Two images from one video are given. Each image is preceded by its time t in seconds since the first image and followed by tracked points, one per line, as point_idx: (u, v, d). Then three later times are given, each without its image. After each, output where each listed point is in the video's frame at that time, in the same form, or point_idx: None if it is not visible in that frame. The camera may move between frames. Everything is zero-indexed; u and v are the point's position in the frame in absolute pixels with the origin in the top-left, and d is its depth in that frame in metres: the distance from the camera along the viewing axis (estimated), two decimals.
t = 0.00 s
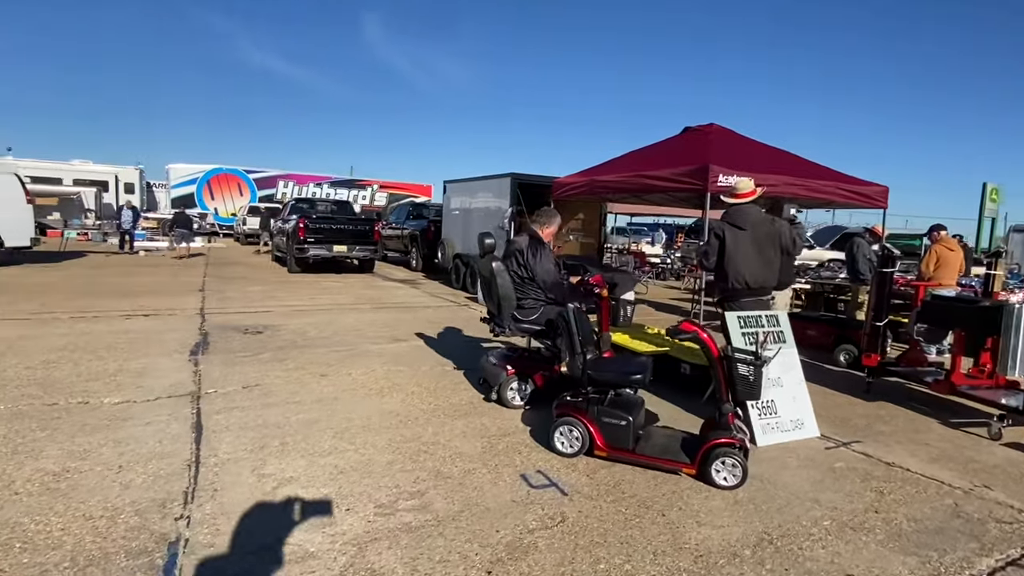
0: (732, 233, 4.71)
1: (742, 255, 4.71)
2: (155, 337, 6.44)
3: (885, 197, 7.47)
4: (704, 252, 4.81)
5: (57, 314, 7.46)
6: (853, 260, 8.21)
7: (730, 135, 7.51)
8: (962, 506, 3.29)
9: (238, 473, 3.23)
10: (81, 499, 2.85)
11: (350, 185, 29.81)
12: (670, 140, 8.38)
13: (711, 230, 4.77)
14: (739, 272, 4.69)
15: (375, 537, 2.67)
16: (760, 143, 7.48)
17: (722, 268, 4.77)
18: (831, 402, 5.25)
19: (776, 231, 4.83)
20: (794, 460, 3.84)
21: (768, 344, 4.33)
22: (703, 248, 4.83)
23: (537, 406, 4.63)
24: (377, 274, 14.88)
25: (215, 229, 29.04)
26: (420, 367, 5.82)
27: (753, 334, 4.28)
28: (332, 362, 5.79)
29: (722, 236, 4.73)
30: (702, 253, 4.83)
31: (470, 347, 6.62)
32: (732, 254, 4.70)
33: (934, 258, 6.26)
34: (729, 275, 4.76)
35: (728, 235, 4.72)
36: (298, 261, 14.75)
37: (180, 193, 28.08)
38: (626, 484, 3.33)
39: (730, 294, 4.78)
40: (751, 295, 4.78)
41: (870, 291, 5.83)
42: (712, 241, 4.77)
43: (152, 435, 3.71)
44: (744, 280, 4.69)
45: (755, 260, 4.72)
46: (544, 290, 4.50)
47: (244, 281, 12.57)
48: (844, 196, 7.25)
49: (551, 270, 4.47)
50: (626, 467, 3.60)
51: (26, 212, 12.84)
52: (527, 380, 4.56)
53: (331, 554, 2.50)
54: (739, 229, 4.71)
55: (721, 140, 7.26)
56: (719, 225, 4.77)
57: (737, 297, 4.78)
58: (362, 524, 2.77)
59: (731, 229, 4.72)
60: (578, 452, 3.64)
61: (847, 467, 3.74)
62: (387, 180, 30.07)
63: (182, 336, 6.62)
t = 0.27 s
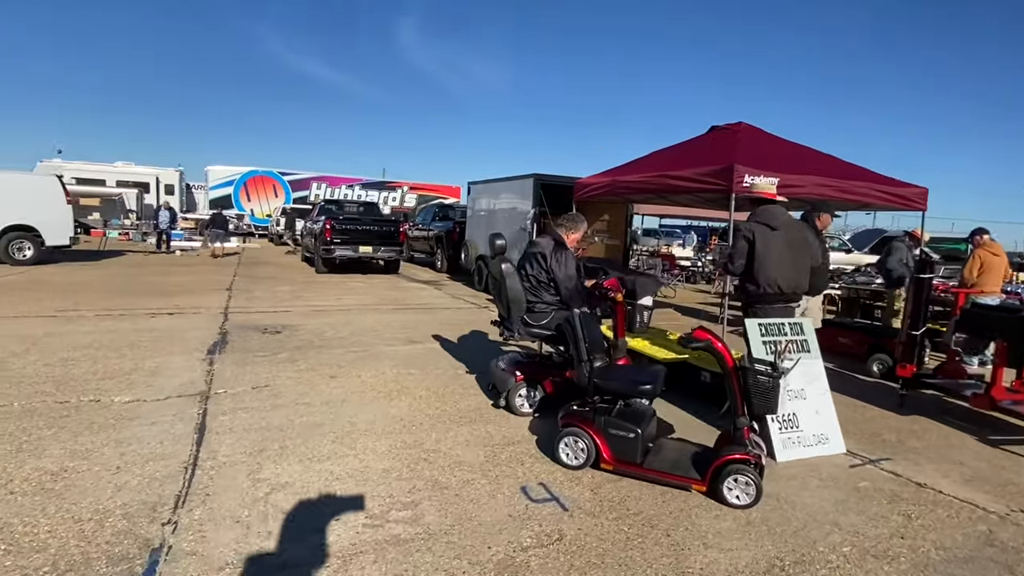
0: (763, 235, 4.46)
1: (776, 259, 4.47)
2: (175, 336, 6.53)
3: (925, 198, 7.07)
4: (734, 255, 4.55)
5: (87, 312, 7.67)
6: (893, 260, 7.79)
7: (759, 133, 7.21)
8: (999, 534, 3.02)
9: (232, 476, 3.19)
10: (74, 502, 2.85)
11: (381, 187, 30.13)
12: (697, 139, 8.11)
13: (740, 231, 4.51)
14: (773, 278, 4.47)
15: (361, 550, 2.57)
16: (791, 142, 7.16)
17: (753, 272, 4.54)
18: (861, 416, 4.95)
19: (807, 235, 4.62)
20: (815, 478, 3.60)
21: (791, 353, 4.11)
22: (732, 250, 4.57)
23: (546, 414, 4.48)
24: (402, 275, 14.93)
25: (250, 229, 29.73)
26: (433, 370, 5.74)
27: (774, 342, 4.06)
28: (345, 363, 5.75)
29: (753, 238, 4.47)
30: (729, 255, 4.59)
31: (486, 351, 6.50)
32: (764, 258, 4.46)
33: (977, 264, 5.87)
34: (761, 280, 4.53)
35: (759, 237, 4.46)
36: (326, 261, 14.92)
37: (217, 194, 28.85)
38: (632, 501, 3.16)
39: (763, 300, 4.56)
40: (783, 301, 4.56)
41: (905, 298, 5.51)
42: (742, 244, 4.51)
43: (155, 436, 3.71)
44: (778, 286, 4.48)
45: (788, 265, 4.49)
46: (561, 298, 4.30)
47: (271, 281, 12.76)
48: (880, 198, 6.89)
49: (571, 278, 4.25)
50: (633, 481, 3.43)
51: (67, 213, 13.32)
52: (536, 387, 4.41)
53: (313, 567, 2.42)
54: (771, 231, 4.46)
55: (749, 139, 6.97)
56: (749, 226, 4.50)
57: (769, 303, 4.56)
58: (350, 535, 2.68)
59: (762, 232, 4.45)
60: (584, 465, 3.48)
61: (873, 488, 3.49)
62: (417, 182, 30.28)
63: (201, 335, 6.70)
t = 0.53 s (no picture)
0: (798, 235, 4.40)
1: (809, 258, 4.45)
2: (190, 333, 6.60)
3: (958, 200, 6.73)
4: (772, 255, 4.32)
5: (108, 309, 7.83)
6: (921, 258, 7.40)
7: (781, 132, 6.96)
8: None
9: (219, 477, 3.16)
10: (58, 499, 2.84)
11: (408, 188, 30.34)
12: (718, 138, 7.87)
13: (774, 230, 4.37)
14: (807, 277, 4.46)
15: (335, 558, 2.49)
16: (815, 140, 6.89)
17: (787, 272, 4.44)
18: (884, 428, 4.69)
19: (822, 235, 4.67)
20: (826, 494, 3.40)
21: (805, 361, 3.91)
22: (767, 249, 4.34)
23: (548, 419, 4.36)
24: (423, 275, 14.95)
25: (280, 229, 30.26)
26: (439, 371, 5.66)
27: (786, 349, 3.87)
28: (351, 363, 5.72)
29: (789, 237, 4.37)
30: (765, 259, 4.34)
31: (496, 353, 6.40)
32: (800, 257, 4.42)
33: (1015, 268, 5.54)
34: (797, 281, 4.45)
35: (795, 236, 4.39)
36: (348, 261, 15.04)
37: (248, 194, 29.44)
38: (626, 513, 3.02)
39: (801, 302, 4.46)
40: (812, 301, 4.53)
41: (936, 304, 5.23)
42: (780, 243, 4.34)
43: (150, 434, 3.71)
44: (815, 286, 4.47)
45: (816, 265, 4.51)
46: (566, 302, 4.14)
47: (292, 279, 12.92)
48: (911, 199, 6.57)
49: (577, 283, 4.07)
50: (630, 493, 3.27)
51: (99, 212, 13.79)
52: (538, 391, 4.30)
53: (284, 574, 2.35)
54: (802, 231, 4.44)
55: (770, 138, 6.74)
56: (781, 225, 4.38)
57: (803, 304, 4.49)
58: (327, 541, 2.61)
59: (796, 230, 4.40)
60: (579, 474, 3.34)
61: (888, 507, 3.27)
62: (443, 183, 30.40)
63: (215, 332, 6.76)
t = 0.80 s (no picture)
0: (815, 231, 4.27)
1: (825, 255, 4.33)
2: (196, 330, 6.66)
3: (984, 200, 6.47)
4: (795, 256, 4.20)
5: (122, 305, 7.96)
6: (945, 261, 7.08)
7: (797, 130, 6.75)
8: None
9: (200, 476, 3.13)
10: (39, 494, 2.85)
11: (428, 188, 30.44)
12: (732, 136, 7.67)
13: (792, 230, 4.23)
14: (823, 274, 4.35)
15: (304, 562, 2.44)
16: (832, 138, 6.66)
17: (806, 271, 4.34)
18: (896, 438, 4.48)
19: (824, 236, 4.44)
20: (826, 507, 3.24)
21: (809, 367, 3.75)
22: (789, 250, 4.21)
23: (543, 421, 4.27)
24: (437, 275, 14.94)
25: (301, 228, 30.62)
26: (439, 371, 5.60)
27: (788, 354, 3.72)
28: (351, 361, 5.69)
29: (808, 235, 4.24)
30: (789, 265, 4.22)
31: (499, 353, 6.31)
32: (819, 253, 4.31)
33: None
34: (817, 278, 4.32)
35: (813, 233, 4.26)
36: (363, 260, 15.12)
37: (270, 194, 29.88)
38: (611, 521, 2.91)
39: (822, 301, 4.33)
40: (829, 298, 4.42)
41: (958, 309, 5.00)
42: (801, 242, 4.21)
43: (141, 430, 3.72)
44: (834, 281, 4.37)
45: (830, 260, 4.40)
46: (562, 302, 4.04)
47: (306, 277, 13.01)
48: (933, 199, 6.31)
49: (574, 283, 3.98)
50: (618, 501, 3.16)
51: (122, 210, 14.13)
52: (532, 394, 4.21)
53: None
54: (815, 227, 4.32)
55: (785, 136, 6.53)
56: (797, 223, 4.24)
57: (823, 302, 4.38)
58: (298, 545, 2.55)
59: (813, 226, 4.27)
60: (566, 479, 3.25)
61: (892, 523, 3.10)
62: (462, 183, 30.45)
63: (221, 329, 6.81)
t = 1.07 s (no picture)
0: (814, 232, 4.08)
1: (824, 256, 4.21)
2: (198, 327, 6.68)
3: (999, 201, 6.28)
4: (804, 261, 3.94)
5: (128, 302, 8.03)
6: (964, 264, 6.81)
7: (804, 128, 6.61)
8: None
9: (181, 475, 3.11)
10: (17, 490, 2.84)
11: (441, 188, 30.49)
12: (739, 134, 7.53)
13: (797, 232, 3.97)
14: (823, 275, 4.29)
15: (274, 565, 2.40)
16: (840, 137, 6.51)
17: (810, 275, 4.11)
18: (900, 446, 4.34)
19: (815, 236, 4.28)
20: (820, 517, 3.12)
21: (807, 371, 3.64)
22: (797, 254, 3.94)
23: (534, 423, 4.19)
24: (446, 274, 14.93)
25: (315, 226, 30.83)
26: (435, 371, 5.55)
27: (785, 358, 3.61)
28: (347, 360, 5.67)
29: (810, 236, 4.02)
30: (800, 268, 3.94)
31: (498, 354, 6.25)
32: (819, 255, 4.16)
33: None
34: (818, 280, 4.22)
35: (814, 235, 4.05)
36: (372, 259, 15.15)
37: (285, 193, 30.13)
38: (593, 529, 2.83)
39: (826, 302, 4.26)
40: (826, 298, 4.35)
41: (969, 313, 4.85)
42: (808, 245, 3.97)
43: (129, 427, 3.72)
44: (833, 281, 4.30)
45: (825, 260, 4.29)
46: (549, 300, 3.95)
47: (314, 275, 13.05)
48: (946, 200, 6.12)
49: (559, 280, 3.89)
50: (602, 507, 3.08)
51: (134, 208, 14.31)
52: (524, 395, 4.13)
53: None
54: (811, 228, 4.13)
55: (791, 134, 6.39)
56: (800, 225, 4.01)
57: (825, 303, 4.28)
58: (269, 547, 2.52)
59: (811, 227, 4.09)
60: (550, 484, 3.17)
61: (888, 535, 2.98)
62: (475, 183, 30.47)
63: (222, 327, 6.84)
